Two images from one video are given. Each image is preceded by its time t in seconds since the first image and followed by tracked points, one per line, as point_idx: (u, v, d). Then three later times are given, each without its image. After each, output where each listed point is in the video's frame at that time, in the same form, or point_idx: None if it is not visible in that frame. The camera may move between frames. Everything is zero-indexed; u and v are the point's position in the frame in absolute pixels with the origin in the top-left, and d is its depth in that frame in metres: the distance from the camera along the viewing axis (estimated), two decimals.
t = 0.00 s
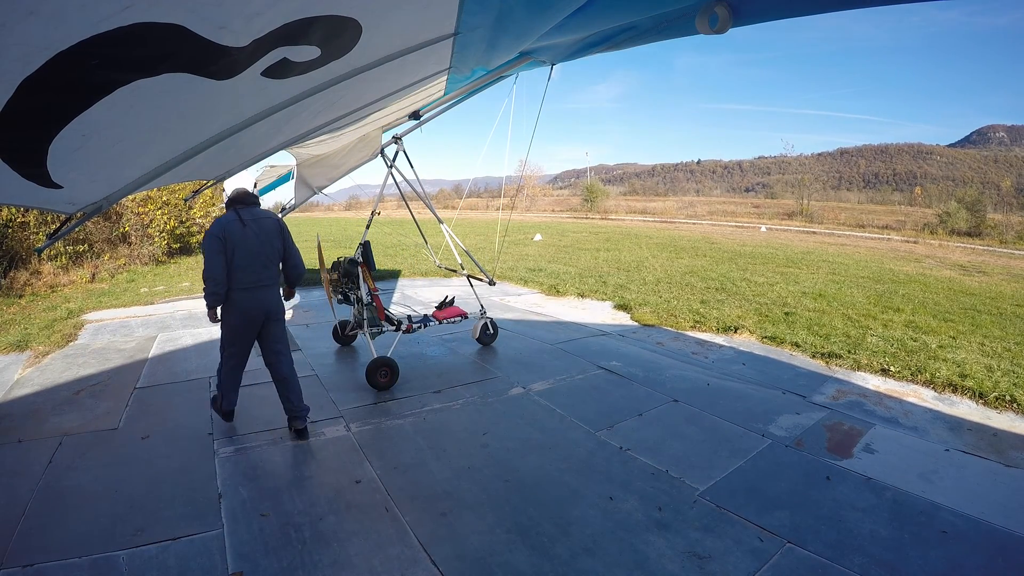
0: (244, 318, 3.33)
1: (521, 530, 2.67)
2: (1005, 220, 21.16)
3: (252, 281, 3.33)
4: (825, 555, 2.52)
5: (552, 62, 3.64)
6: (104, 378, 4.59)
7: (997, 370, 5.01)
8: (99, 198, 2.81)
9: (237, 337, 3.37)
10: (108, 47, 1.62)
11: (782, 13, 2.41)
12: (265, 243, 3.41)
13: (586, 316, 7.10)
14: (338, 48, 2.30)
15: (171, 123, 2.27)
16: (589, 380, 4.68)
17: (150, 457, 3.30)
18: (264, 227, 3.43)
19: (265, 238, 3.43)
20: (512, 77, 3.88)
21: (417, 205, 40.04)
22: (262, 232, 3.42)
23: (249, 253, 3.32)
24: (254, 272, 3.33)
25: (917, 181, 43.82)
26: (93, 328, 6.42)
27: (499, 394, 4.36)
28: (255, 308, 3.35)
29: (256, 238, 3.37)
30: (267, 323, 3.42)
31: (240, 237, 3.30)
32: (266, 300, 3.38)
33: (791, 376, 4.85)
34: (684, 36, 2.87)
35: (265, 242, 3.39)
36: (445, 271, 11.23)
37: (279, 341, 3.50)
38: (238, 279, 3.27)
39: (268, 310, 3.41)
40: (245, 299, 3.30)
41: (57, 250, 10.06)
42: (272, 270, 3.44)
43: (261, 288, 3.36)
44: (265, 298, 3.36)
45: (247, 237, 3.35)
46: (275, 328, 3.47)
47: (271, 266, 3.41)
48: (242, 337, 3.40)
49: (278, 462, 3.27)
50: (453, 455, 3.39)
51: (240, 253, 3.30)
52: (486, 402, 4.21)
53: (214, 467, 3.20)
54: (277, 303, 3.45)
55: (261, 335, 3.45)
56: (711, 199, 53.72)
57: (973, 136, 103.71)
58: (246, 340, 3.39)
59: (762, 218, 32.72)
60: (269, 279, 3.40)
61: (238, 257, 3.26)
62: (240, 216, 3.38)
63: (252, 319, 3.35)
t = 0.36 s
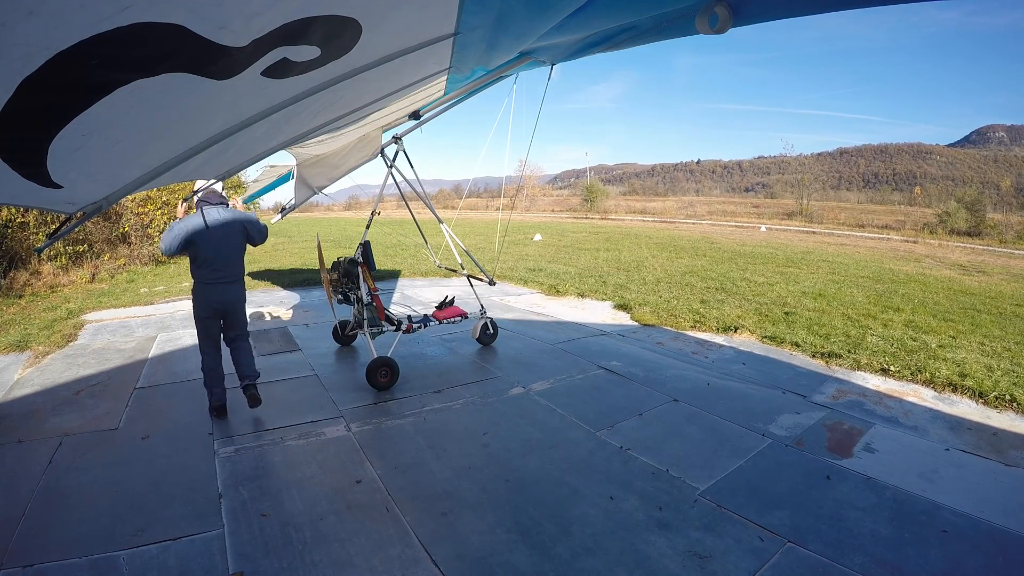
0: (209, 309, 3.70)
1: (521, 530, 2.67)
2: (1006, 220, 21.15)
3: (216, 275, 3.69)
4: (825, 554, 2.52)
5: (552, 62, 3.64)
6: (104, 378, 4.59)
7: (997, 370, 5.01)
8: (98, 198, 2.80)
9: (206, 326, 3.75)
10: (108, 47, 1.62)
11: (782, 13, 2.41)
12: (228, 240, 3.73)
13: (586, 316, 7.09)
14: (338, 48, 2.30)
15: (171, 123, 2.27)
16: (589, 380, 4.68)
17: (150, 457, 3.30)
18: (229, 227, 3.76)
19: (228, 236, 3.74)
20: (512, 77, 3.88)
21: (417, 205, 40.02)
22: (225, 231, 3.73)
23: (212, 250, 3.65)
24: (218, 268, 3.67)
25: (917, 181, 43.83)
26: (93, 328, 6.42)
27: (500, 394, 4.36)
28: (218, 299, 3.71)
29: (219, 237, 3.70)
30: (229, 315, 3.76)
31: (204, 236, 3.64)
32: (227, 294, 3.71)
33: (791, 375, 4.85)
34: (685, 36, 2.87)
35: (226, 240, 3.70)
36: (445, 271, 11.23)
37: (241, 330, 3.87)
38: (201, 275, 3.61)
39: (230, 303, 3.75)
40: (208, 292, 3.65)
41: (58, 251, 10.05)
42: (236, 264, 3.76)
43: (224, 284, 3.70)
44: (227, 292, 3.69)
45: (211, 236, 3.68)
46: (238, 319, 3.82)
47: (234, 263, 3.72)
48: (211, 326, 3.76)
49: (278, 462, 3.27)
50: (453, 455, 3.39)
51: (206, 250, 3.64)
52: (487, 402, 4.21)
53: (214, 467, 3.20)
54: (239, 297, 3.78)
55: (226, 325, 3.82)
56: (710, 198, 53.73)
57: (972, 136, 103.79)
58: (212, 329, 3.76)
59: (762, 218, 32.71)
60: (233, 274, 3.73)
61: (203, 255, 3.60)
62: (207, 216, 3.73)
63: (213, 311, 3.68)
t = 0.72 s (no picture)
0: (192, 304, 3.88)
1: (521, 530, 2.67)
2: (1005, 220, 21.16)
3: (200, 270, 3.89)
4: (825, 554, 2.52)
5: (552, 62, 3.65)
6: (104, 378, 4.59)
7: (997, 369, 5.01)
8: (98, 198, 2.80)
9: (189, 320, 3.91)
10: (107, 47, 1.62)
11: (782, 13, 2.42)
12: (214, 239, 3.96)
13: (586, 316, 7.10)
14: (338, 48, 2.30)
15: (171, 123, 2.27)
16: (589, 380, 4.68)
17: (150, 457, 3.29)
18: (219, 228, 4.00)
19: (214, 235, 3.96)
20: (512, 77, 3.88)
21: (417, 205, 40.01)
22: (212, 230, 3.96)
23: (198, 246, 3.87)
24: (202, 263, 3.86)
25: (917, 181, 43.83)
26: (93, 327, 6.42)
27: (500, 394, 4.36)
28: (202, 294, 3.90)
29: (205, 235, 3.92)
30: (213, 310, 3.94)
31: (191, 234, 3.86)
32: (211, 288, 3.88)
33: (791, 375, 4.86)
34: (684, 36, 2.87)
35: (214, 238, 3.91)
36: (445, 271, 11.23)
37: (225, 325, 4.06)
38: (191, 269, 3.80)
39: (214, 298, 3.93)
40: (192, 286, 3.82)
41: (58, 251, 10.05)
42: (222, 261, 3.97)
43: (211, 280, 3.90)
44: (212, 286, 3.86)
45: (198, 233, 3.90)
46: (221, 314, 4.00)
47: (219, 258, 3.91)
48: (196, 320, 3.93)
49: (278, 462, 3.27)
50: (453, 455, 3.39)
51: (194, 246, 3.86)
52: (487, 401, 4.21)
53: (214, 467, 3.20)
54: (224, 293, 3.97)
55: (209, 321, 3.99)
56: (710, 198, 53.73)
57: (972, 136, 103.81)
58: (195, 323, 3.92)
59: (761, 218, 32.66)
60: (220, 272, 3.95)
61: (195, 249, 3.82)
62: (194, 215, 3.98)
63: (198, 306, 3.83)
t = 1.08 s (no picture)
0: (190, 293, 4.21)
1: (521, 530, 2.67)
2: (1006, 220, 21.14)
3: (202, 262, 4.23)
4: (825, 554, 2.52)
5: (552, 62, 3.65)
6: (104, 378, 4.59)
7: (997, 370, 5.01)
8: (97, 199, 2.80)
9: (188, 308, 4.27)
10: (108, 47, 1.62)
11: (781, 14, 2.42)
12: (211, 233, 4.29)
13: (586, 316, 7.09)
14: (338, 48, 2.30)
15: (171, 123, 2.27)
16: (589, 380, 4.68)
17: (150, 457, 3.29)
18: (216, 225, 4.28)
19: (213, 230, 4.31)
20: (512, 77, 3.88)
21: (417, 205, 39.99)
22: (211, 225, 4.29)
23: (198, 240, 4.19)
24: (202, 257, 4.17)
25: (918, 180, 43.80)
26: (92, 327, 6.42)
27: (499, 394, 4.36)
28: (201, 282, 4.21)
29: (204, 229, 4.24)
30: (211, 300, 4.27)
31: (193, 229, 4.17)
32: (210, 280, 4.20)
33: (792, 375, 4.86)
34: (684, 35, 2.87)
35: (213, 233, 4.22)
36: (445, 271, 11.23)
37: (221, 318, 4.36)
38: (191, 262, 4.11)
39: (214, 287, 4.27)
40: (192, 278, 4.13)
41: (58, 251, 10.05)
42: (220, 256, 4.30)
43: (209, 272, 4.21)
44: (210, 279, 4.18)
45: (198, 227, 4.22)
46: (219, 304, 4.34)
47: (219, 254, 4.23)
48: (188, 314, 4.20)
49: (278, 462, 3.27)
50: (453, 455, 3.39)
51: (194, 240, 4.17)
52: (486, 402, 4.21)
53: (213, 467, 3.20)
54: (223, 284, 4.30)
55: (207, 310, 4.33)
56: (710, 198, 53.69)
57: (973, 136, 103.71)
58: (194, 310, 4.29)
59: (762, 218, 32.61)
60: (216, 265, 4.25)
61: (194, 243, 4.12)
62: (195, 211, 4.27)
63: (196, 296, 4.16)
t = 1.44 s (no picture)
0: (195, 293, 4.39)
1: (520, 530, 2.67)
2: (1006, 220, 21.13)
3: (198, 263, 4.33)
4: (825, 554, 2.52)
5: (552, 62, 3.64)
6: (104, 378, 4.59)
7: (997, 370, 5.00)
8: (98, 199, 2.80)
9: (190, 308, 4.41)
10: (108, 47, 1.63)
11: (781, 14, 2.42)
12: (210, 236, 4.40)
13: (585, 316, 7.09)
14: (338, 48, 2.30)
15: (171, 123, 2.27)
16: (590, 380, 4.68)
17: (150, 457, 3.30)
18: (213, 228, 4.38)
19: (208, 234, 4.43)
20: (512, 77, 3.88)
21: (417, 205, 39.97)
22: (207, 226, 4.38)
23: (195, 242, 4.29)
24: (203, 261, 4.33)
25: (918, 180, 43.79)
26: (92, 327, 6.42)
27: (499, 394, 4.36)
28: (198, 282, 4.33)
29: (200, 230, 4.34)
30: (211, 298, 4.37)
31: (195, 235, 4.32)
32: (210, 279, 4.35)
33: (792, 375, 4.86)
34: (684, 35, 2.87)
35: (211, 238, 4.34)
36: (445, 270, 11.23)
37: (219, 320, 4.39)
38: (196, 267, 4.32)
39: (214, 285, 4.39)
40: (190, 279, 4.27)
41: (58, 251, 10.06)
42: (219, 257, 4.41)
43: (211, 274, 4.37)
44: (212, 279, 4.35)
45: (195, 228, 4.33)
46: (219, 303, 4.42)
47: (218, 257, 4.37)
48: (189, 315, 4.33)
49: (278, 462, 3.27)
50: (453, 455, 3.39)
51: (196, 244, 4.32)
52: (486, 402, 4.21)
53: (213, 468, 3.20)
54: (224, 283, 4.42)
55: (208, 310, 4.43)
56: (710, 198, 53.67)
57: (974, 136, 103.61)
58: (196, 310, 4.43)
59: (762, 218, 32.56)
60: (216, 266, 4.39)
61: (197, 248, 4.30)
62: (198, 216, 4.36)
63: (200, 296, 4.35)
